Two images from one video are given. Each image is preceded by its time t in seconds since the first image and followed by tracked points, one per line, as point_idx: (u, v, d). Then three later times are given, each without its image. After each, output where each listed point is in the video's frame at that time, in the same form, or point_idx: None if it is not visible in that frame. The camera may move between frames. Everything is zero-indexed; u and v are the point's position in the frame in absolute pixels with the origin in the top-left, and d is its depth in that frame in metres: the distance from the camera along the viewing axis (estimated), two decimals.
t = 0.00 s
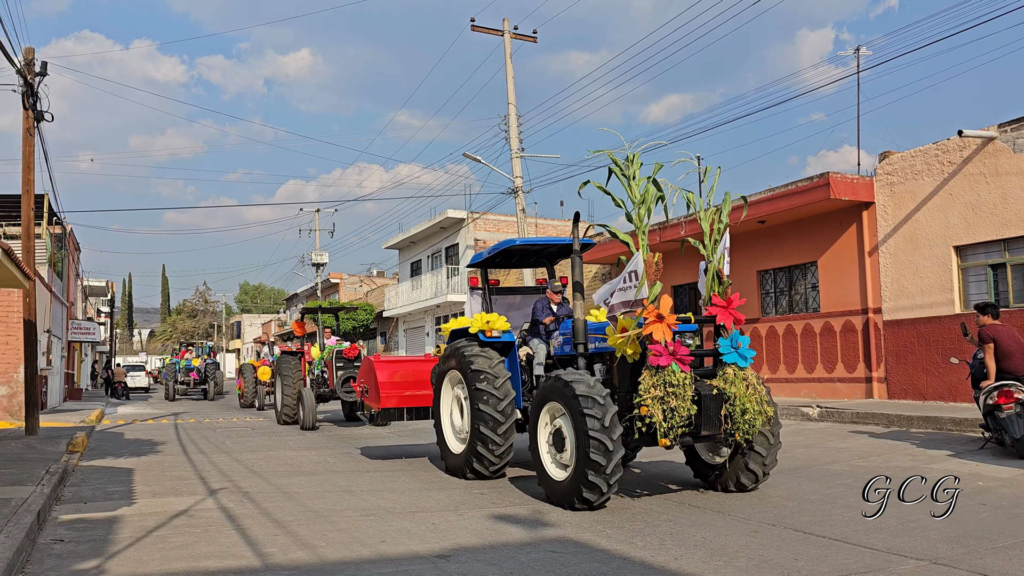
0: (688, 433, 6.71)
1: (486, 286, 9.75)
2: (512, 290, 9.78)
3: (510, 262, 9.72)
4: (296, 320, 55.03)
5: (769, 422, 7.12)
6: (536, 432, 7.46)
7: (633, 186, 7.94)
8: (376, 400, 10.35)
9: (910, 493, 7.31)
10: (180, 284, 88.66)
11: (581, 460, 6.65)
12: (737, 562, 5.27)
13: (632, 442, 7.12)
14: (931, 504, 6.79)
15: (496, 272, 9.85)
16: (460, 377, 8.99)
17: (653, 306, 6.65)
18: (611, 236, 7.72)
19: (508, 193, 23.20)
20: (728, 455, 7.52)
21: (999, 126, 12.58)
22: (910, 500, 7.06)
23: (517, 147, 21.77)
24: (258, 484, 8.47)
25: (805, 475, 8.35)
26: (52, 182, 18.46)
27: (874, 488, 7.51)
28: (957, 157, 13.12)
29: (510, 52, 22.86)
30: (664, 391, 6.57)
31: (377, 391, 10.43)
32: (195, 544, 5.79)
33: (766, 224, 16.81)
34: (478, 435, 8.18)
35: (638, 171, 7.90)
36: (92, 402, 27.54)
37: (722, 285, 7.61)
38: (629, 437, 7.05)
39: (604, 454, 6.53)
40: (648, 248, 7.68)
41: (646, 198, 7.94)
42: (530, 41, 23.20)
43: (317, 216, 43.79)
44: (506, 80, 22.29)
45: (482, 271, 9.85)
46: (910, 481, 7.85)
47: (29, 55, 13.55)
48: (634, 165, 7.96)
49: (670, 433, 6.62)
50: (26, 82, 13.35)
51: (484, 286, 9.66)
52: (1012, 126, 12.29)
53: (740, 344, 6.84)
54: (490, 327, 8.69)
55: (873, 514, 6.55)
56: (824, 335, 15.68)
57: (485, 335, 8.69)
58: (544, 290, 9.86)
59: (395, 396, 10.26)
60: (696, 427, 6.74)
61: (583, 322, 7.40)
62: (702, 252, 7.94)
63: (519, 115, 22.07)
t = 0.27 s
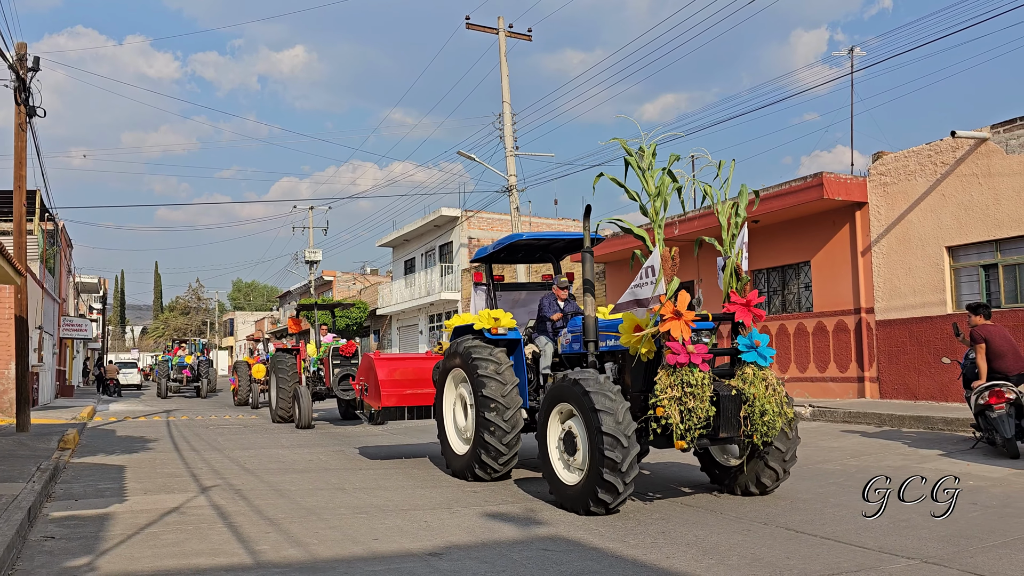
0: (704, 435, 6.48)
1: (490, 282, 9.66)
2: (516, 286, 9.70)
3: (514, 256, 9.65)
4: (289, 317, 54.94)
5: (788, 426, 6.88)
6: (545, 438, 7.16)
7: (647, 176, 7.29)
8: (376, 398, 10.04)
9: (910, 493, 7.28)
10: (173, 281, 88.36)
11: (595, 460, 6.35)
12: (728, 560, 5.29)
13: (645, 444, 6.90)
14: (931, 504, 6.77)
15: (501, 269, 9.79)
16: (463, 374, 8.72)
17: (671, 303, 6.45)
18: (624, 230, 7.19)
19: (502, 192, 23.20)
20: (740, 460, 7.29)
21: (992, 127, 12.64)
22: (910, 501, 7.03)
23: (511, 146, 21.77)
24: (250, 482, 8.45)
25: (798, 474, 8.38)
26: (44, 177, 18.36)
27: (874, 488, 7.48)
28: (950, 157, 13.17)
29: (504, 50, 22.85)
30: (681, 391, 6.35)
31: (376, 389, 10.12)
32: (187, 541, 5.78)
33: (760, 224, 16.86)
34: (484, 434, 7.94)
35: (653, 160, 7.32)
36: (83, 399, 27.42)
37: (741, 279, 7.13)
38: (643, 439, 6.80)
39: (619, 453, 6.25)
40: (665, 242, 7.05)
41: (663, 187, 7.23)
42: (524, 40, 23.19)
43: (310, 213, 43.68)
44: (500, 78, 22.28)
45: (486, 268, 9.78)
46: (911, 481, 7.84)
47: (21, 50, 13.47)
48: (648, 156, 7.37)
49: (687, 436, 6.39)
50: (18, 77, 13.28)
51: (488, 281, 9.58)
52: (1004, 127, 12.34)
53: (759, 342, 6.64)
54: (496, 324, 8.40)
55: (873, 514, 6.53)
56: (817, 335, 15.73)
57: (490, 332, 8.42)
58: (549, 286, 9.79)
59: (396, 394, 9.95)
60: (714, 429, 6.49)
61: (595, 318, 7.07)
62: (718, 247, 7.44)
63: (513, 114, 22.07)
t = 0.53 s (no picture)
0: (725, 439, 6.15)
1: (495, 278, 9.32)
2: (522, 283, 9.32)
3: (521, 252, 9.38)
4: (281, 316, 54.84)
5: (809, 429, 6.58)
6: (555, 441, 6.91)
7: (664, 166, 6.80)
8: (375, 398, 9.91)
9: (909, 493, 7.31)
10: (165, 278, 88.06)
11: (609, 458, 6.10)
12: (720, 560, 5.29)
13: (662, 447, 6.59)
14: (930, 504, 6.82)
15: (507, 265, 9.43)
16: (466, 374, 8.58)
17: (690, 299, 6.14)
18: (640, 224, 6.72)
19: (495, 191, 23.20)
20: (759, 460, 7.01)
21: (984, 129, 12.69)
22: (909, 501, 7.07)
23: (505, 145, 21.77)
24: (241, 480, 8.43)
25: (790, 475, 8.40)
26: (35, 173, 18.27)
27: (872, 488, 7.52)
28: (943, 159, 13.21)
29: (499, 49, 22.85)
30: (701, 392, 6.03)
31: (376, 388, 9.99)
32: (177, 539, 5.75)
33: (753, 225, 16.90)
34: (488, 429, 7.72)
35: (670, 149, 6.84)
36: (74, 396, 27.31)
37: (761, 277, 6.66)
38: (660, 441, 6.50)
39: (635, 449, 6.00)
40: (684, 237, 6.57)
41: (682, 177, 6.76)
42: (519, 40, 23.19)
43: (303, 211, 43.58)
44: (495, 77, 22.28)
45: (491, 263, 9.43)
46: (910, 480, 7.87)
47: (13, 45, 13.40)
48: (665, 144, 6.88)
49: (706, 440, 6.08)
50: (10, 72, 13.21)
51: (493, 277, 9.23)
52: (996, 130, 12.40)
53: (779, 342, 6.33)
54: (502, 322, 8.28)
55: (873, 514, 6.56)
56: (809, 336, 15.78)
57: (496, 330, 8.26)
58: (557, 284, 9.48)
59: (396, 393, 9.82)
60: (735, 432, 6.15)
61: (606, 316, 6.85)
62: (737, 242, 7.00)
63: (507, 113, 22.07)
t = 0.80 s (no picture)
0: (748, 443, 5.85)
1: (501, 274, 9.20)
2: (528, 279, 9.20)
3: (528, 249, 9.19)
4: (275, 314, 54.72)
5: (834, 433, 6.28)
6: (568, 445, 6.64)
7: (684, 157, 6.53)
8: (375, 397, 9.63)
9: (910, 493, 7.34)
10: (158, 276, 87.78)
11: (627, 455, 5.83)
12: (712, 559, 5.31)
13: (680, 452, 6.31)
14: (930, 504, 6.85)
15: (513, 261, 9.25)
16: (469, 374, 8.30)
17: (713, 296, 5.84)
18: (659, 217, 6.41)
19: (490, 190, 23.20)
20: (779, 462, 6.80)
21: (977, 131, 12.75)
22: (910, 501, 7.10)
23: (500, 144, 21.78)
24: (234, 478, 8.41)
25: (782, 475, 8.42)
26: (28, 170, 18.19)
27: (873, 488, 7.54)
28: (936, 161, 13.27)
29: (495, 48, 22.85)
30: (724, 392, 5.74)
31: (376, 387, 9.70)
32: (169, 537, 5.74)
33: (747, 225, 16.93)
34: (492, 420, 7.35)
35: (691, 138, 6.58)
36: (66, 393, 27.18)
37: (784, 274, 6.38)
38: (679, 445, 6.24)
39: (653, 443, 5.74)
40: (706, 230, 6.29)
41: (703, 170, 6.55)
42: (514, 39, 23.19)
43: (297, 209, 43.50)
44: (491, 76, 22.28)
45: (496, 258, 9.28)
46: (910, 481, 7.90)
47: (7, 40, 13.34)
48: (685, 133, 6.60)
49: (728, 444, 5.78)
50: (4, 68, 13.16)
51: (499, 273, 9.08)
52: (989, 132, 12.47)
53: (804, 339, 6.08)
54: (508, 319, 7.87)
55: (873, 514, 6.58)
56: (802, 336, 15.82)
57: (502, 327, 7.88)
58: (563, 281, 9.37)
59: (398, 393, 9.55)
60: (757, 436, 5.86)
61: (619, 313, 6.59)
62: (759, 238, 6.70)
63: (503, 112, 22.08)
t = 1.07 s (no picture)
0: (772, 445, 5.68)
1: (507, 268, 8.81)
2: (534, 274, 8.78)
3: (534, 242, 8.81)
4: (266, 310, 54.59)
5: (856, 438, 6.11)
6: (580, 448, 6.43)
7: (703, 149, 6.36)
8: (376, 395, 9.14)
9: (909, 493, 7.33)
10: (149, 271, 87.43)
11: (645, 452, 5.63)
12: (703, 557, 5.33)
13: (699, 454, 6.13)
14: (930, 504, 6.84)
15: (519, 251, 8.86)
16: (474, 376, 8.17)
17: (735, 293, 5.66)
18: (680, 208, 6.28)
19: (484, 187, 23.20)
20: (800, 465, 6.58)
21: (969, 132, 12.82)
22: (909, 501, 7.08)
23: (494, 141, 21.78)
24: (225, 474, 8.40)
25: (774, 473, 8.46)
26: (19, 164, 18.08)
27: (873, 488, 7.51)
28: (928, 161, 13.33)
29: (489, 45, 22.83)
30: (749, 391, 5.56)
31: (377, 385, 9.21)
32: (159, 533, 5.73)
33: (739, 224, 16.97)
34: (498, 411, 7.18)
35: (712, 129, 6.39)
36: (56, 389, 27.05)
37: (807, 269, 6.15)
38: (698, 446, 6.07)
39: (672, 438, 5.56)
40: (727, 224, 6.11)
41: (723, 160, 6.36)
42: (509, 36, 23.18)
43: (289, 206, 43.42)
44: (485, 73, 22.27)
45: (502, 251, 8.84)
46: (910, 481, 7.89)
47: None
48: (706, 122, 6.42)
49: (751, 445, 5.61)
50: None
51: (504, 268, 8.71)
52: (981, 133, 12.53)
53: (829, 338, 5.87)
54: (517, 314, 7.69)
55: (873, 514, 6.55)
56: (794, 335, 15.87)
57: (511, 324, 7.69)
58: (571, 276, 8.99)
59: (399, 391, 9.03)
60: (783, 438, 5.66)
61: (635, 311, 6.34)
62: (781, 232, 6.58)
63: (497, 109, 22.07)
